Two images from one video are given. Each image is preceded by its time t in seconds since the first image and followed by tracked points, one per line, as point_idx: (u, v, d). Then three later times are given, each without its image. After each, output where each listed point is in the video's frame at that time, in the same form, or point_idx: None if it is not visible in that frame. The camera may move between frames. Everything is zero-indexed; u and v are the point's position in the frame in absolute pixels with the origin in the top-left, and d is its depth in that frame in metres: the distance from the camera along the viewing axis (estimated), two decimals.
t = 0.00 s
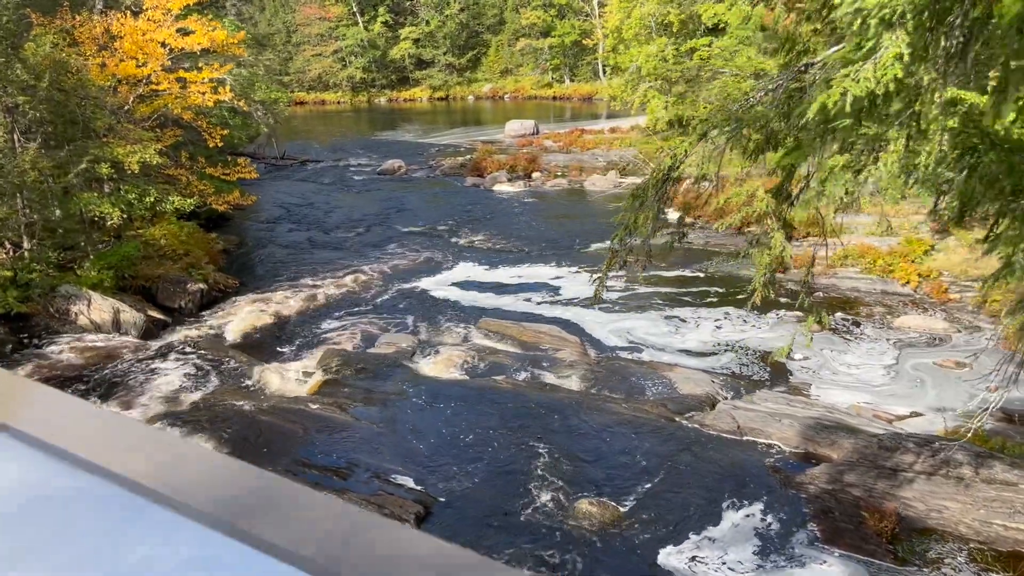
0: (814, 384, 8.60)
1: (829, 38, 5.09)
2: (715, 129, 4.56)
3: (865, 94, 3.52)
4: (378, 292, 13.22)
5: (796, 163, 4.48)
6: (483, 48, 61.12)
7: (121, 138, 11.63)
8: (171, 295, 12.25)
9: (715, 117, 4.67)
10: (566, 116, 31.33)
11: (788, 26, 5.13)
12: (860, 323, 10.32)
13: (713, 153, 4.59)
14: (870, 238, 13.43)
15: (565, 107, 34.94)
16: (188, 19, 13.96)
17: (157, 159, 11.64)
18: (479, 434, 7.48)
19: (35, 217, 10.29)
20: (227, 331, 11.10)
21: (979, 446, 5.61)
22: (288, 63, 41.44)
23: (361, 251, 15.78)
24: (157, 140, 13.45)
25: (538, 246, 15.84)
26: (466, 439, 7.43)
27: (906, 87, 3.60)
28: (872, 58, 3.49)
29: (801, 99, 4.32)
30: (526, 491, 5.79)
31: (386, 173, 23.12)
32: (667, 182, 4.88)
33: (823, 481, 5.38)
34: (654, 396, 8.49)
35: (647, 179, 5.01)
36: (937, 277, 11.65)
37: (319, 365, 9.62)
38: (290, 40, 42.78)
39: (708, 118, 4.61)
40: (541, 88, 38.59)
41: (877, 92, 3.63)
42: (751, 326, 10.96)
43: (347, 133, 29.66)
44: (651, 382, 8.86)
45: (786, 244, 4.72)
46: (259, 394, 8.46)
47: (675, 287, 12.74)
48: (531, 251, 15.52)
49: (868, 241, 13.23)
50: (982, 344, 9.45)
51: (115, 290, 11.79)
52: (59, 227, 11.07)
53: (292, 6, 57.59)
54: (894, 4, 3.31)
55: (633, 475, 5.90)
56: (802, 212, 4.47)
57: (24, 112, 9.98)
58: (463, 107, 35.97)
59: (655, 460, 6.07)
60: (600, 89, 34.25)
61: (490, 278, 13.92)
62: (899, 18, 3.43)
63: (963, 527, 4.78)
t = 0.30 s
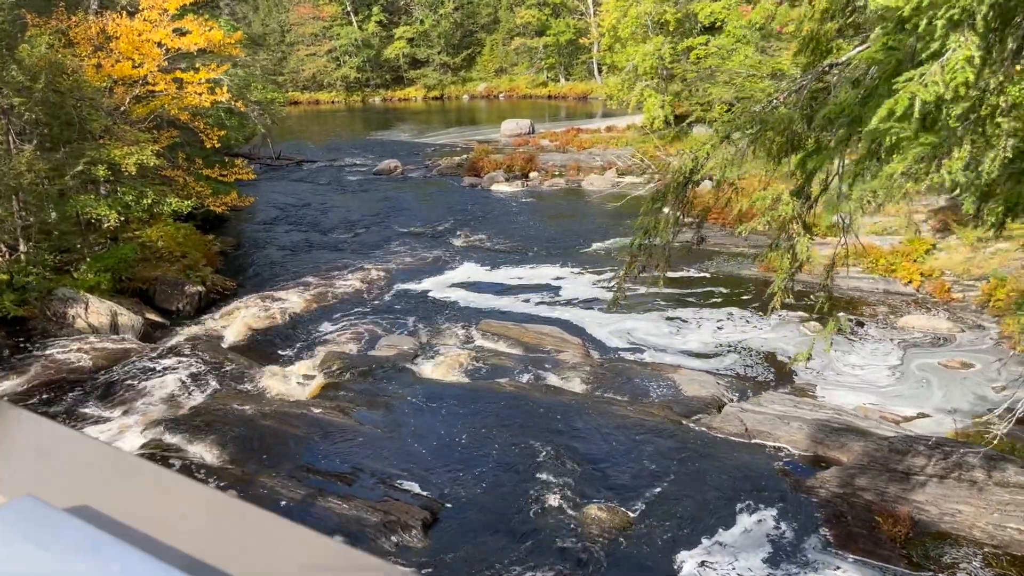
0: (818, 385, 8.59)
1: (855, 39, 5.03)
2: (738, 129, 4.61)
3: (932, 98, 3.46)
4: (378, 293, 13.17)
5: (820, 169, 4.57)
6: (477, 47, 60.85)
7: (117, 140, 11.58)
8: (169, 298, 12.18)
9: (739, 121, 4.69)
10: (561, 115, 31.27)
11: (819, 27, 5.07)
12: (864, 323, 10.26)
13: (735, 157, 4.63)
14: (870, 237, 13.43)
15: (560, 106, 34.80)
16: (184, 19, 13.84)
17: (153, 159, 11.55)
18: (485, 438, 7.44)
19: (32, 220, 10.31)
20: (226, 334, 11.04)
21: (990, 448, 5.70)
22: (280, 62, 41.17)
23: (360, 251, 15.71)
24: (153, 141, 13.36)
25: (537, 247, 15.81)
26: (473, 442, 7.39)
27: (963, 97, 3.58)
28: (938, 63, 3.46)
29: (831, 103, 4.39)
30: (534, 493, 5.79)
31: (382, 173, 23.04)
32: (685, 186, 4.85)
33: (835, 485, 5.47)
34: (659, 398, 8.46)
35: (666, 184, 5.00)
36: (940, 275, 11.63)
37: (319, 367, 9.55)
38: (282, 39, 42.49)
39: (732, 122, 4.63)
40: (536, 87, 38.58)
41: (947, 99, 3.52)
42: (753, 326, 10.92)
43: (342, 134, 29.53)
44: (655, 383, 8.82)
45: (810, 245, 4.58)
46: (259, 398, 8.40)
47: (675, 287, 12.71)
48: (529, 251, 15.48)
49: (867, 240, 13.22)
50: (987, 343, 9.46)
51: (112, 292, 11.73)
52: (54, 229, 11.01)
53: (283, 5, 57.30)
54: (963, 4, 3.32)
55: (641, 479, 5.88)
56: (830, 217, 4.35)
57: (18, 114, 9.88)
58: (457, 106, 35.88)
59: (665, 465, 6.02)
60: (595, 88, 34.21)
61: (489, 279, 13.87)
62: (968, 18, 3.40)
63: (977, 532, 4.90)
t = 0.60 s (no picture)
0: (824, 381, 8.58)
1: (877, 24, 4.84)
2: (765, 122, 4.38)
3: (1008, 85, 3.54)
4: (378, 290, 13.12)
5: (845, 163, 4.26)
6: (470, 42, 60.57)
7: (113, 137, 11.50)
8: (166, 297, 12.11)
9: (762, 112, 4.46)
10: (555, 111, 31.20)
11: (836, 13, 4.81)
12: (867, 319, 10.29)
13: (758, 150, 4.42)
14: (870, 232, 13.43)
15: (555, 101, 34.68)
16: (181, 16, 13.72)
17: (150, 156, 11.43)
18: (492, 435, 7.42)
19: (26, 218, 10.09)
20: (224, 332, 10.96)
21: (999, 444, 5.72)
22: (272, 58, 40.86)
23: (359, 248, 15.64)
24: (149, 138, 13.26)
25: (536, 243, 15.77)
26: (479, 439, 7.36)
27: None
28: (1012, 50, 3.56)
29: (856, 96, 4.10)
30: (544, 491, 5.77)
31: (377, 169, 22.96)
32: (710, 179, 4.71)
33: (845, 481, 5.51)
34: (664, 394, 8.45)
35: (689, 177, 4.84)
36: (942, 270, 11.65)
37: (321, 365, 9.52)
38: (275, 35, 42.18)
39: (755, 114, 4.40)
40: (530, 83, 38.52)
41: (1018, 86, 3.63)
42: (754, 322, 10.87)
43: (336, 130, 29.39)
44: (659, 380, 8.79)
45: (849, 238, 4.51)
46: (262, 397, 8.35)
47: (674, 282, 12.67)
48: (529, 248, 15.44)
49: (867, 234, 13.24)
50: (990, 337, 9.49)
51: (108, 291, 11.66)
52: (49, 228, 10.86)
53: None
54: None
55: (652, 477, 5.86)
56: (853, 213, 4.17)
57: (13, 111, 9.73)
58: (451, 102, 35.76)
59: (675, 463, 6.01)
60: (590, 84, 34.14)
61: (489, 276, 13.79)
62: None
63: (991, 528, 4.93)
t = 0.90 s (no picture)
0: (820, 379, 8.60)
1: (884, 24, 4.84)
2: (781, 122, 4.36)
3: None
4: (370, 289, 13.03)
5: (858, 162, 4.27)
6: (457, 39, 60.39)
7: (100, 136, 11.36)
8: (155, 297, 11.98)
9: (777, 112, 4.43)
10: (543, 108, 31.16)
11: (852, 14, 4.76)
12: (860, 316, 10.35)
13: (772, 150, 4.40)
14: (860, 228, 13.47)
15: (542, 98, 34.60)
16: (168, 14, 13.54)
17: (138, 156, 11.27)
18: (493, 436, 7.38)
19: (12, 219, 9.83)
20: (215, 333, 10.84)
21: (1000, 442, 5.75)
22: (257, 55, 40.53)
23: (351, 246, 15.53)
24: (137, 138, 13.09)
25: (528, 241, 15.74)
26: (478, 440, 7.33)
27: None
28: None
29: (872, 93, 4.07)
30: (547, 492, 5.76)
31: (366, 167, 22.84)
32: (723, 181, 4.71)
33: (847, 480, 5.55)
34: (661, 393, 8.46)
35: (702, 178, 4.83)
36: (933, 266, 11.72)
37: (316, 367, 9.46)
38: (260, 32, 41.82)
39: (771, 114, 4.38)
40: (517, 80, 38.45)
41: None
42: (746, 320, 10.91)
43: (322, 128, 29.19)
44: (656, 378, 8.79)
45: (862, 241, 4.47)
46: (257, 399, 8.28)
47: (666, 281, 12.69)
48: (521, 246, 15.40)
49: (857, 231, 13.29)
50: (984, 333, 9.55)
51: (97, 292, 11.52)
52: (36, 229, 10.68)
53: None
54: None
55: (654, 476, 5.86)
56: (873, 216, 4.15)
57: None
58: (439, 100, 35.65)
59: (677, 461, 6.02)
60: (578, 80, 34.13)
61: (481, 275, 13.73)
62: None
63: (994, 526, 4.95)
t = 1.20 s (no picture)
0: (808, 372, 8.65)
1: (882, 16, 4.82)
2: (782, 116, 4.37)
3: None
4: (355, 286, 12.88)
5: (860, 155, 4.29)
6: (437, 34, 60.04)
7: (78, 133, 11.10)
8: (136, 296, 11.74)
9: (779, 105, 4.42)
10: (524, 103, 31.06)
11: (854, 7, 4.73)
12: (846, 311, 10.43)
13: (774, 144, 4.45)
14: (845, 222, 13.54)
15: (523, 93, 34.48)
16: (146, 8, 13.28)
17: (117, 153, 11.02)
18: (484, 433, 7.33)
19: None
20: (198, 332, 10.66)
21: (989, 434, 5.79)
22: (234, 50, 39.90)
23: (335, 243, 15.36)
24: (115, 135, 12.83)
25: (513, 237, 15.68)
26: (469, 438, 7.27)
27: None
28: None
29: (875, 86, 4.02)
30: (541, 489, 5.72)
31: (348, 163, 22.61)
32: (723, 175, 4.73)
33: (839, 475, 5.58)
34: (650, 388, 8.45)
35: (702, 172, 4.85)
36: (916, 259, 11.82)
37: (301, 365, 9.34)
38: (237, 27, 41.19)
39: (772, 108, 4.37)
40: (497, 74, 38.28)
41: None
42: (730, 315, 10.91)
43: (303, 124, 28.83)
44: (644, 373, 8.79)
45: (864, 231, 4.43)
46: (242, 398, 8.16)
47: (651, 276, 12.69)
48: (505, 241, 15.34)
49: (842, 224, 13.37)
50: (967, 325, 9.65)
51: (76, 292, 11.28)
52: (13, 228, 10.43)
53: None
54: None
55: (648, 472, 5.85)
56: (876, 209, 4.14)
57: None
58: (419, 95, 35.40)
59: (670, 456, 6.02)
60: (559, 75, 34.05)
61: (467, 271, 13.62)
62: None
63: (986, 519, 4.99)
